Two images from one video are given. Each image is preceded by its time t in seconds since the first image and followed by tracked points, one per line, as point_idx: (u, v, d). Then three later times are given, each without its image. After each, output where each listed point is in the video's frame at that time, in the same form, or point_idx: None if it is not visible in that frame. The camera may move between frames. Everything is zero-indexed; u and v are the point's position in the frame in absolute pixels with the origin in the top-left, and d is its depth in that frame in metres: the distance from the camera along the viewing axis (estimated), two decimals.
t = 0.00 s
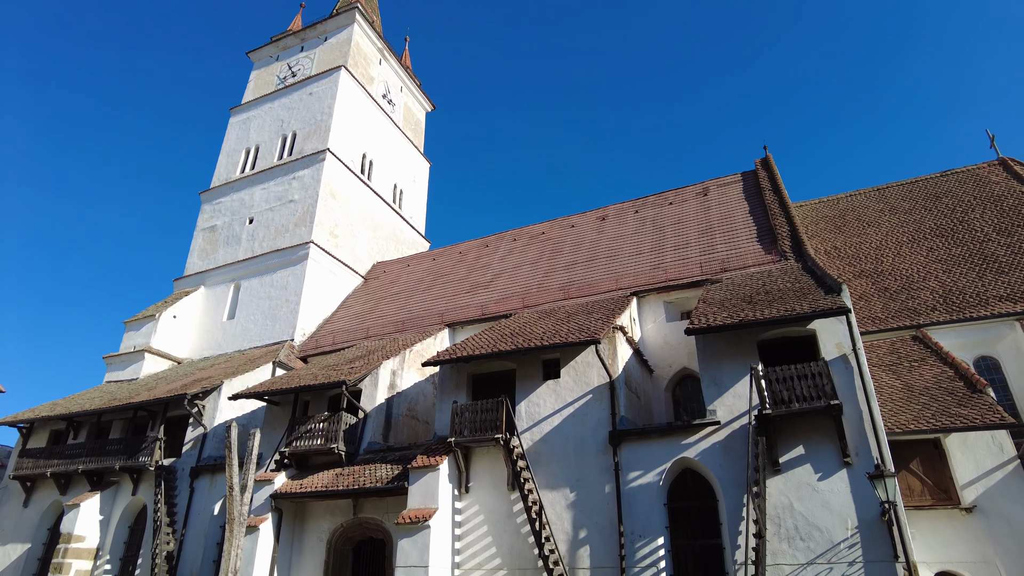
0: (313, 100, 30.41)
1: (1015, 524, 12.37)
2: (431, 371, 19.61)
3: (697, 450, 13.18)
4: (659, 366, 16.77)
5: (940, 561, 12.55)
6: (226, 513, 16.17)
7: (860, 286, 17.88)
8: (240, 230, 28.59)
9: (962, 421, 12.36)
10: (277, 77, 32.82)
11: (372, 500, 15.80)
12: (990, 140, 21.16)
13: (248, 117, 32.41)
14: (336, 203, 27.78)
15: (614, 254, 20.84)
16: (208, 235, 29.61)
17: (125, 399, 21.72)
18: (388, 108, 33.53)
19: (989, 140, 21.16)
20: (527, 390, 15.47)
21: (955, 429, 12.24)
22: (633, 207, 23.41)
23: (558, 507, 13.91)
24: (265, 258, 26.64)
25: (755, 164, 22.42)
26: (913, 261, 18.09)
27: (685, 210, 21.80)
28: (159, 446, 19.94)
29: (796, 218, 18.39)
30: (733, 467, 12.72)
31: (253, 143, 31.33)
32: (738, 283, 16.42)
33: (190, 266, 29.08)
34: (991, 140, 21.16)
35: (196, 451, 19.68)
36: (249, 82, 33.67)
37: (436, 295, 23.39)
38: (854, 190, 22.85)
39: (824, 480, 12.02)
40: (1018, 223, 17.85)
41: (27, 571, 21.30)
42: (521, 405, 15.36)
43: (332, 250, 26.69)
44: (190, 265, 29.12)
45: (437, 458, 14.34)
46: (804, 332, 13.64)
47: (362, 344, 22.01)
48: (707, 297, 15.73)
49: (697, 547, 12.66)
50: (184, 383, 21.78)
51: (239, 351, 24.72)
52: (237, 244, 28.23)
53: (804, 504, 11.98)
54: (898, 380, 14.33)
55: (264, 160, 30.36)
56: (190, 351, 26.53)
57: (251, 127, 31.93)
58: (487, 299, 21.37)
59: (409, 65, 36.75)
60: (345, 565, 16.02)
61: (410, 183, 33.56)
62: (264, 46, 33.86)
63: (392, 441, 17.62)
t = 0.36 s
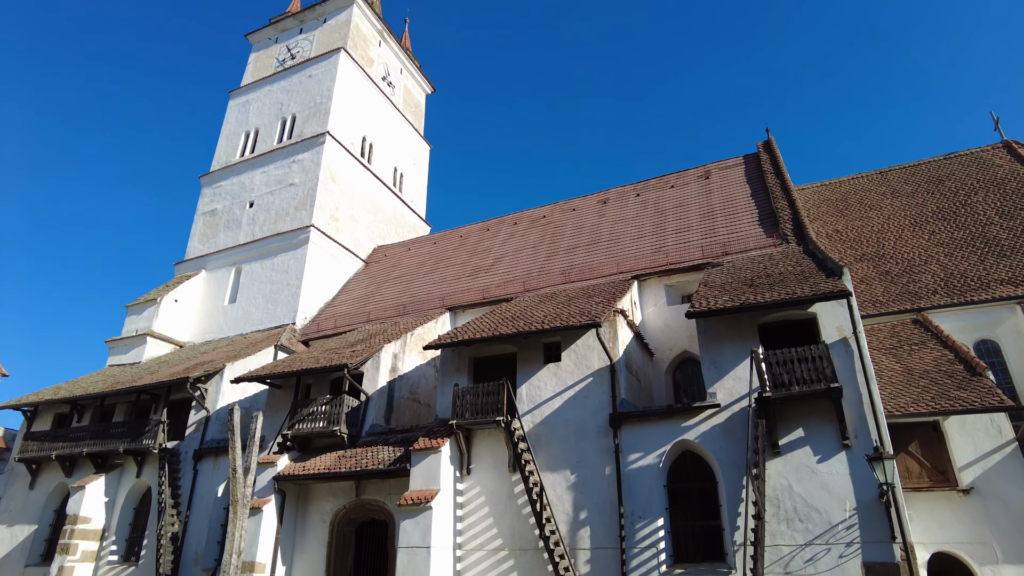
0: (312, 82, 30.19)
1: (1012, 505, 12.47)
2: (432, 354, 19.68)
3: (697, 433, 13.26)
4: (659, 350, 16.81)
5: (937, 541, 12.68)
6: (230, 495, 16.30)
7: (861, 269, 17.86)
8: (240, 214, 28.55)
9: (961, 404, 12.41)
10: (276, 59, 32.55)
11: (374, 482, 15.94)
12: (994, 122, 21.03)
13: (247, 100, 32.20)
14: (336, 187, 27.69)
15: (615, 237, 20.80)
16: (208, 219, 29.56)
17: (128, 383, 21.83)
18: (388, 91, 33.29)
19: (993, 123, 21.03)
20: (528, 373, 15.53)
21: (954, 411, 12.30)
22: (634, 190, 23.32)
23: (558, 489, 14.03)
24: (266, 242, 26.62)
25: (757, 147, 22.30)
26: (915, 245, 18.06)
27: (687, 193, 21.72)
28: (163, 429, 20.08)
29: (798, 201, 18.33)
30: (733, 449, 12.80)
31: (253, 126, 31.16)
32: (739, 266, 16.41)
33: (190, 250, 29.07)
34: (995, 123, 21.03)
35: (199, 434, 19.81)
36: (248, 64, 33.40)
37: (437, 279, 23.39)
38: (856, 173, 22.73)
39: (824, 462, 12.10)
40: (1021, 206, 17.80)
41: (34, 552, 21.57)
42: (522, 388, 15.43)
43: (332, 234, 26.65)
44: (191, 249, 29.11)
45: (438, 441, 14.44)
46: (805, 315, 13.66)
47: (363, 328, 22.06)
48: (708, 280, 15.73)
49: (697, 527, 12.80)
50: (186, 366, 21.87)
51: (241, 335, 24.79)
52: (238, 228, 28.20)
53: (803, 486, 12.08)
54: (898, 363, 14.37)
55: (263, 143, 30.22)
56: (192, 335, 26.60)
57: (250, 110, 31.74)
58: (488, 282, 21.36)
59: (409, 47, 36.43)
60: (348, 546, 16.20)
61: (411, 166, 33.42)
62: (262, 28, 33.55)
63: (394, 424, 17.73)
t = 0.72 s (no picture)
0: (312, 65, 29.97)
1: (1010, 488, 12.55)
2: (434, 339, 19.72)
3: (698, 416, 13.31)
4: (660, 334, 16.85)
5: (935, 523, 12.80)
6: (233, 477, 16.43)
7: (863, 253, 17.83)
8: (241, 198, 28.48)
9: (961, 387, 12.45)
10: (275, 42, 32.28)
11: (376, 465, 16.05)
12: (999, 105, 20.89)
13: (246, 83, 31.98)
14: (337, 171, 27.59)
15: (617, 221, 20.75)
16: (209, 203, 29.50)
17: (131, 367, 21.93)
18: (388, 73, 33.05)
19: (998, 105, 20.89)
20: (529, 357, 15.57)
21: (954, 395, 12.34)
22: (636, 174, 23.22)
23: (560, 471, 14.13)
24: (267, 227, 26.59)
25: (759, 130, 22.17)
26: (917, 229, 18.00)
27: (688, 176, 21.62)
28: (166, 413, 20.20)
29: (800, 185, 18.26)
30: (733, 432, 12.87)
31: (252, 110, 30.98)
32: (741, 250, 16.38)
33: (191, 234, 29.04)
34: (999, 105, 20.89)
35: (202, 418, 19.91)
36: (247, 47, 33.13)
37: (438, 263, 23.37)
38: (859, 157, 22.61)
39: (824, 445, 12.16)
40: None
41: (41, 534, 21.81)
42: (523, 371, 15.49)
43: (333, 218, 26.59)
44: (192, 234, 29.09)
45: (440, 424, 14.52)
46: (806, 299, 13.65)
47: (364, 312, 22.09)
48: (709, 264, 15.71)
49: (697, 509, 12.91)
50: (188, 351, 21.95)
51: (242, 319, 24.84)
52: (238, 212, 28.15)
53: (803, 468, 12.16)
54: (899, 347, 14.40)
55: (263, 127, 30.05)
56: (194, 320, 26.66)
57: (250, 93, 31.54)
58: (489, 267, 21.34)
59: (409, 29, 36.10)
60: (351, 528, 16.36)
61: (411, 150, 33.27)
62: (261, 10, 33.24)
63: (396, 407, 17.82)
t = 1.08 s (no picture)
0: (311, 44, 29.65)
1: (1008, 466, 12.65)
2: (436, 319, 19.78)
3: (698, 395, 13.37)
4: (661, 313, 16.87)
5: (933, 500, 12.93)
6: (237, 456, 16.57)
7: (865, 233, 17.77)
8: (241, 178, 28.38)
9: (961, 366, 12.49)
10: (274, 20, 31.92)
11: (379, 443, 16.17)
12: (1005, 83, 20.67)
13: (245, 62, 31.69)
14: (337, 151, 27.44)
15: (619, 201, 20.67)
16: (209, 183, 29.41)
17: (134, 347, 22.03)
18: (387, 52, 32.71)
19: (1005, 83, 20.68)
20: (531, 336, 15.61)
21: (954, 374, 12.39)
22: (638, 153, 23.08)
23: (561, 449, 14.24)
24: (267, 207, 26.53)
25: (763, 109, 21.98)
26: (920, 208, 17.92)
27: (691, 156, 21.49)
28: (170, 393, 20.34)
29: (803, 164, 18.15)
30: (733, 410, 12.94)
31: (252, 89, 30.73)
32: (743, 229, 16.34)
33: (192, 215, 29.00)
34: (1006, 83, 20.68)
35: (205, 397, 20.05)
36: (245, 25, 32.77)
37: (440, 243, 23.33)
38: (863, 136, 22.44)
39: (824, 424, 12.23)
40: None
41: (49, 511, 22.08)
42: (524, 351, 15.54)
43: (334, 198, 26.50)
44: (192, 214, 29.04)
45: (442, 403, 14.61)
46: (808, 278, 13.64)
47: (366, 292, 22.12)
48: (711, 244, 15.68)
49: (696, 487, 13.04)
50: (191, 331, 22.02)
51: (244, 300, 24.89)
52: (239, 192, 28.07)
53: (802, 447, 12.24)
54: (900, 326, 14.42)
55: (263, 106, 29.83)
56: (196, 300, 26.73)
57: (249, 72, 31.26)
58: (491, 247, 21.32)
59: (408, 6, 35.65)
60: (354, 505, 16.53)
61: (411, 129, 33.05)
62: None
63: (398, 387, 17.92)
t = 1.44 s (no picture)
0: (308, 14, 29.19)
1: (1004, 439, 12.76)
2: (437, 293, 19.81)
3: (698, 368, 13.43)
4: (662, 288, 16.88)
5: (929, 472, 13.06)
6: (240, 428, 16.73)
7: (868, 207, 17.67)
8: (240, 151, 28.19)
9: (961, 340, 12.52)
10: None
11: (381, 416, 16.31)
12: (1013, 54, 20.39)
13: (242, 33, 31.24)
14: (336, 124, 27.20)
15: (620, 175, 20.54)
16: (208, 157, 29.22)
17: (136, 321, 22.12)
18: (386, 22, 32.21)
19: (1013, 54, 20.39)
20: (532, 310, 15.63)
21: (953, 347, 12.42)
22: (640, 126, 22.86)
23: (561, 422, 14.35)
24: (267, 181, 26.40)
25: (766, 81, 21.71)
26: (924, 182, 17.80)
27: (693, 128, 21.29)
28: (172, 366, 20.47)
29: (807, 137, 17.99)
30: (733, 383, 13.01)
31: (249, 61, 30.34)
32: (745, 203, 16.26)
33: (192, 189, 28.87)
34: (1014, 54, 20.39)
35: (208, 371, 20.21)
36: None
37: (440, 218, 23.25)
38: (867, 108, 22.19)
39: (823, 397, 12.31)
40: None
41: (57, 483, 22.41)
42: (525, 325, 15.58)
43: (333, 172, 26.34)
44: (192, 188, 28.90)
45: (443, 376, 14.69)
46: (809, 252, 13.61)
47: (367, 267, 22.11)
48: (712, 218, 15.61)
49: (695, 459, 13.18)
50: (192, 305, 22.07)
51: (245, 274, 24.91)
52: (238, 166, 27.90)
53: (801, 419, 12.34)
54: (901, 300, 14.42)
55: (261, 79, 29.49)
56: (197, 275, 26.75)
57: (246, 44, 30.84)
58: (492, 221, 21.25)
59: None
60: (358, 477, 16.72)
61: (411, 102, 32.72)
62: None
63: (400, 360, 18.02)
